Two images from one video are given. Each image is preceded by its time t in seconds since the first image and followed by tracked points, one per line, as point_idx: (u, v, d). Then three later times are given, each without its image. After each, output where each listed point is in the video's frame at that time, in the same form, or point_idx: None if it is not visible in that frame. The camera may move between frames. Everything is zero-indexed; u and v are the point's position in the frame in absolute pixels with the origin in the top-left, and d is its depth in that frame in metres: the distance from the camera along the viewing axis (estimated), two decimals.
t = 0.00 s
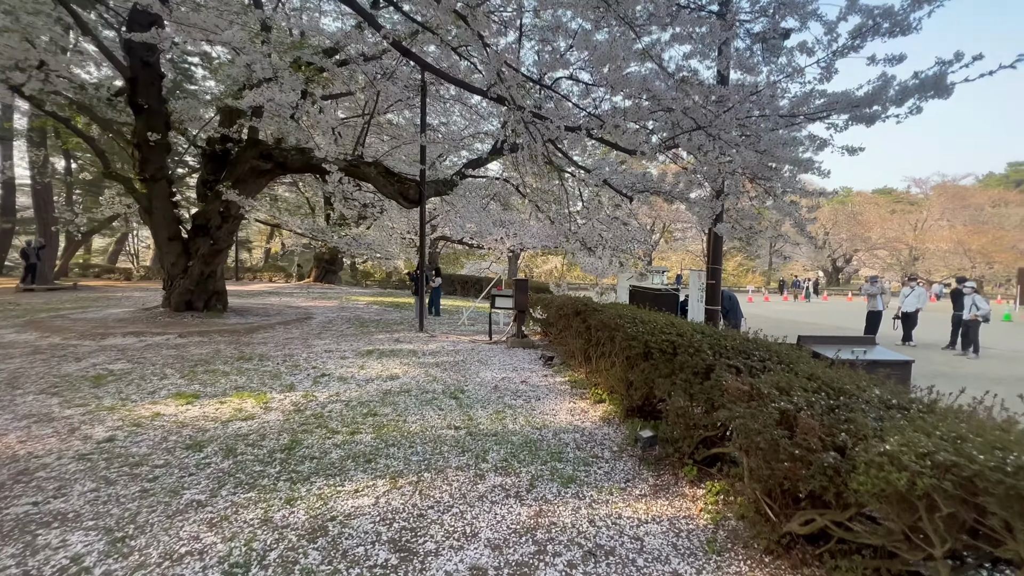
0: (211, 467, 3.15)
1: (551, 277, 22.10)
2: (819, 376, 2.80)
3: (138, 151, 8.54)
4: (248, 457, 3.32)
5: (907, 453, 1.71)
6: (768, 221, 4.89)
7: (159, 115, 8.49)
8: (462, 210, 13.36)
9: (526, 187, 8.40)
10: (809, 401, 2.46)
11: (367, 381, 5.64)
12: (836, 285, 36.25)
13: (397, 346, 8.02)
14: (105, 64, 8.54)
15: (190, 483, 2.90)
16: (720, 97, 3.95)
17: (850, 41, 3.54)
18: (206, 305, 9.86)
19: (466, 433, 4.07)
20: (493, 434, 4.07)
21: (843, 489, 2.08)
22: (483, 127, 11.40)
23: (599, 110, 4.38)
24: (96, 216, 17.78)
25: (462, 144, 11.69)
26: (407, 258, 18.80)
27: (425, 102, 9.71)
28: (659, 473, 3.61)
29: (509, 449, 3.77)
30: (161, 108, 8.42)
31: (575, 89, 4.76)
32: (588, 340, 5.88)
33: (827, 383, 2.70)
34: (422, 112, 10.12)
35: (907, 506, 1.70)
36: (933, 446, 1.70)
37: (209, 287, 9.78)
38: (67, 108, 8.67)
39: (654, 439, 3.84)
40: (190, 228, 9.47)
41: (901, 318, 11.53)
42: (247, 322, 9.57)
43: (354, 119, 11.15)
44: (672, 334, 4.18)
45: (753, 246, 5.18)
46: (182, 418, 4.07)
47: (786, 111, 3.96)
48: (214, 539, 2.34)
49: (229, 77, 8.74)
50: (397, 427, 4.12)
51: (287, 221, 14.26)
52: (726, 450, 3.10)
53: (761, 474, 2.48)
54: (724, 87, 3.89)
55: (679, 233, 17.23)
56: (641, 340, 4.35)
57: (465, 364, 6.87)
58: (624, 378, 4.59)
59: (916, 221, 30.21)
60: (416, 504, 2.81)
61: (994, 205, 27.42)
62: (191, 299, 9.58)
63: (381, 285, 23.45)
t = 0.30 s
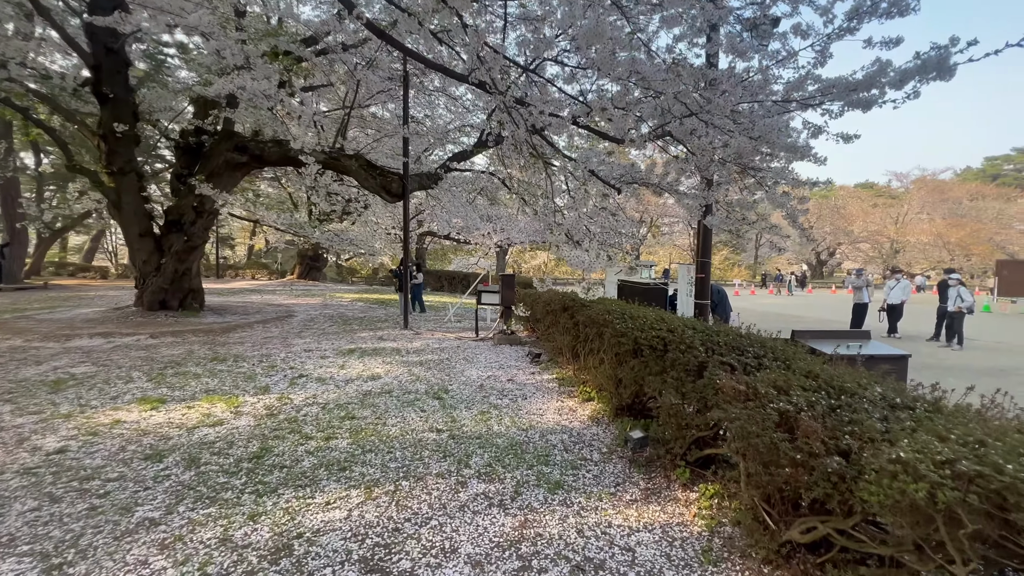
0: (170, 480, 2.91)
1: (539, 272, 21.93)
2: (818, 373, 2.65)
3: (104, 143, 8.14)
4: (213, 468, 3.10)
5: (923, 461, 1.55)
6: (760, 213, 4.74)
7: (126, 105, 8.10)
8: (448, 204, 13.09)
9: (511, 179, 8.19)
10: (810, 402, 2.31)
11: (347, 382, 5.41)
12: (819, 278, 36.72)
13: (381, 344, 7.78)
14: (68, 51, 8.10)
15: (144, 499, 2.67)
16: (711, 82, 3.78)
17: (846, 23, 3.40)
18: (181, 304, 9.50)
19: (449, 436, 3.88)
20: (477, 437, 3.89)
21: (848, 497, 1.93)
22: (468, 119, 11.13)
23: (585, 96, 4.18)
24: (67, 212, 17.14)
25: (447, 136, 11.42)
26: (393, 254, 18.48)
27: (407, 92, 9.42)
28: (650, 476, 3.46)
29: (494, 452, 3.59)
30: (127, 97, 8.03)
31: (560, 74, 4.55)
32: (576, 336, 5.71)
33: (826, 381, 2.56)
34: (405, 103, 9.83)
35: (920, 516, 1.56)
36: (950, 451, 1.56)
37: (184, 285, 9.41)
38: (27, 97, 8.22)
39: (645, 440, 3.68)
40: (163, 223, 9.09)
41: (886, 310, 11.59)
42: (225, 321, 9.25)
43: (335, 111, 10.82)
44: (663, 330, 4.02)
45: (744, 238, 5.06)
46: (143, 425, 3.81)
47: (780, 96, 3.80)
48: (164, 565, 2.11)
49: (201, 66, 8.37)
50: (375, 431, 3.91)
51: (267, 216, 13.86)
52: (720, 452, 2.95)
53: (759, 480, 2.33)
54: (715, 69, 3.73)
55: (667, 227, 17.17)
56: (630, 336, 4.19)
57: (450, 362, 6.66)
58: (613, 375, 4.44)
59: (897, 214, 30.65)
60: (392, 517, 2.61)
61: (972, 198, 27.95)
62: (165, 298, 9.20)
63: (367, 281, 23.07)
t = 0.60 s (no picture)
0: (124, 496, 2.65)
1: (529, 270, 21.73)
2: (827, 377, 2.47)
3: (72, 133, 7.76)
4: (172, 482, 2.84)
5: (960, 481, 1.38)
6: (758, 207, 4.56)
7: (95, 94, 7.72)
8: (436, 200, 12.81)
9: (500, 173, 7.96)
10: (821, 408, 2.13)
11: (328, 384, 5.17)
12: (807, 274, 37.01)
13: (365, 344, 7.52)
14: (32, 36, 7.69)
15: (90, 519, 2.41)
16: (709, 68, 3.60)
17: (852, 3, 3.21)
18: (158, 303, 9.14)
19: (432, 443, 3.65)
20: (463, 443, 3.67)
21: (866, 515, 1.75)
22: (457, 112, 10.86)
23: (577, 82, 3.96)
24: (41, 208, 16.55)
25: (435, 130, 11.14)
26: (381, 251, 18.15)
27: (393, 83, 9.11)
28: (645, 483, 3.27)
29: (480, 460, 3.38)
30: (96, 85, 7.63)
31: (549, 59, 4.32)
32: (566, 335, 5.52)
33: (837, 385, 2.38)
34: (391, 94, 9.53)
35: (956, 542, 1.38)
36: (992, 470, 1.38)
37: (160, 283, 9.05)
38: None
39: (639, 445, 3.49)
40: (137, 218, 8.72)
41: (876, 306, 11.57)
42: (203, 320, 8.91)
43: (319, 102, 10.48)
44: (658, 329, 3.84)
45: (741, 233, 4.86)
46: (102, 434, 3.53)
47: (782, 83, 3.61)
48: None
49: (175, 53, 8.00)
50: (354, 438, 3.68)
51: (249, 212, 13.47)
52: (720, 460, 2.76)
53: (766, 493, 2.14)
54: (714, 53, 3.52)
55: (658, 223, 17.07)
56: (624, 335, 4.00)
57: (436, 362, 6.43)
58: (605, 376, 4.25)
59: (883, 211, 30.97)
60: (368, 537, 2.38)
61: (956, 195, 28.29)
62: (140, 297, 8.84)
63: (355, 279, 22.70)
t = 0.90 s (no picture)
0: (73, 519, 2.43)
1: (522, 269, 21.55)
2: (837, 388, 2.29)
3: (45, 127, 7.45)
4: (129, 501, 2.62)
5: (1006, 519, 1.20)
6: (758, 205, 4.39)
7: (69, 86, 7.42)
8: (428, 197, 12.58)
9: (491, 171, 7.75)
10: (833, 424, 1.96)
11: (309, 389, 4.94)
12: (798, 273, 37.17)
13: (352, 345, 7.29)
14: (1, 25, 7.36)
15: (33, 547, 2.19)
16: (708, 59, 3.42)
17: None
18: (137, 302, 8.85)
19: (416, 454, 3.45)
20: (448, 453, 3.48)
21: (888, 547, 1.58)
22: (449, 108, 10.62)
23: (570, 72, 3.76)
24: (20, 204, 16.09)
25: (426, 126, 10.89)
26: (371, 249, 17.87)
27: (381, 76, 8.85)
28: (640, 496, 3.09)
29: (466, 472, 3.19)
30: (70, 78, 7.35)
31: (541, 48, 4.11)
32: (558, 337, 5.33)
33: (848, 396, 2.21)
34: (379, 89, 9.26)
35: None
36: None
37: (140, 282, 8.76)
38: None
39: (635, 456, 3.31)
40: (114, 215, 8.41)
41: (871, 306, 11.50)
42: (185, 320, 8.64)
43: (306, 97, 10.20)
44: (654, 332, 3.66)
45: (739, 232, 4.69)
46: (61, 446, 3.30)
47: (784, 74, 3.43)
48: None
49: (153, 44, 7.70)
50: (333, 449, 3.47)
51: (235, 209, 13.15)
52: (721, 475, 2.59)
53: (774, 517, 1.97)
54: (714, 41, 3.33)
55: (652, 222, 16.95)
56: (618, 339, 3.82)
57: (424, 365, 6.21)
58: (599, 381, 4.08)
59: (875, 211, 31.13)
60: (340, 564, 2.18)
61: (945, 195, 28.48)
62: (118, 296, 8.54)
63: (346, 277, 22.39)
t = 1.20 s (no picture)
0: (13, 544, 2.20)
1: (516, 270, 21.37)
2: (851, 399, 2.11)
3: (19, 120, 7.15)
4: (79, 523, 2.40)
5: None
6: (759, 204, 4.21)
7: (43, 78, 7.11)
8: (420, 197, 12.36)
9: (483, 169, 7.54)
10: (850, 441, 1.78)
11: (290, 395, 4.72)
12: (792, 274, 37.23)
13: (338, 348, 7.05)
14: None
15: None
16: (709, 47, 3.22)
17: None
18: (117, 303, 8.57)
19: (398, 466, 3.23)
20: (433, 466, 3.27)
21: None
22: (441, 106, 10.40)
23: (562, 61, 3.56)
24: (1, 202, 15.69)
25: (417, 124, 10.67)
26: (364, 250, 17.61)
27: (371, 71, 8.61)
28: (637, 512, 2.91)
29: (451, 487, 2.98)
30: (44, 70, 7.05)
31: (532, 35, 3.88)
32: (551, 341, 5.14)
33: (862, 408, 2.03)
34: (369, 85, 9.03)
35: None
36: None
37: (120, 282, 8.48)
38: None
39: (632, 469, 3.12)
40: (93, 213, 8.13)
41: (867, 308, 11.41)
42: (166, 322, 8.37)
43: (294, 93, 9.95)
44: (651, 336, 3.48)
45: (738, 232, 4.52)
46: (13, 459, 3.06)
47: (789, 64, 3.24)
48: None
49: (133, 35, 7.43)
50: (310, 461, 3.25)
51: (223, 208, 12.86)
52: (723, 491, 2.41)
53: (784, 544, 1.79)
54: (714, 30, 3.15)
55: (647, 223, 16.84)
56: (613, 343, 3.64)
57: (412, 369, 5.99)
58: (593, 388, 3.89)
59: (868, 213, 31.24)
60: None
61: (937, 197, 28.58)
62: (97, 297, 8.27)
63: (338, 278, 22.09)
